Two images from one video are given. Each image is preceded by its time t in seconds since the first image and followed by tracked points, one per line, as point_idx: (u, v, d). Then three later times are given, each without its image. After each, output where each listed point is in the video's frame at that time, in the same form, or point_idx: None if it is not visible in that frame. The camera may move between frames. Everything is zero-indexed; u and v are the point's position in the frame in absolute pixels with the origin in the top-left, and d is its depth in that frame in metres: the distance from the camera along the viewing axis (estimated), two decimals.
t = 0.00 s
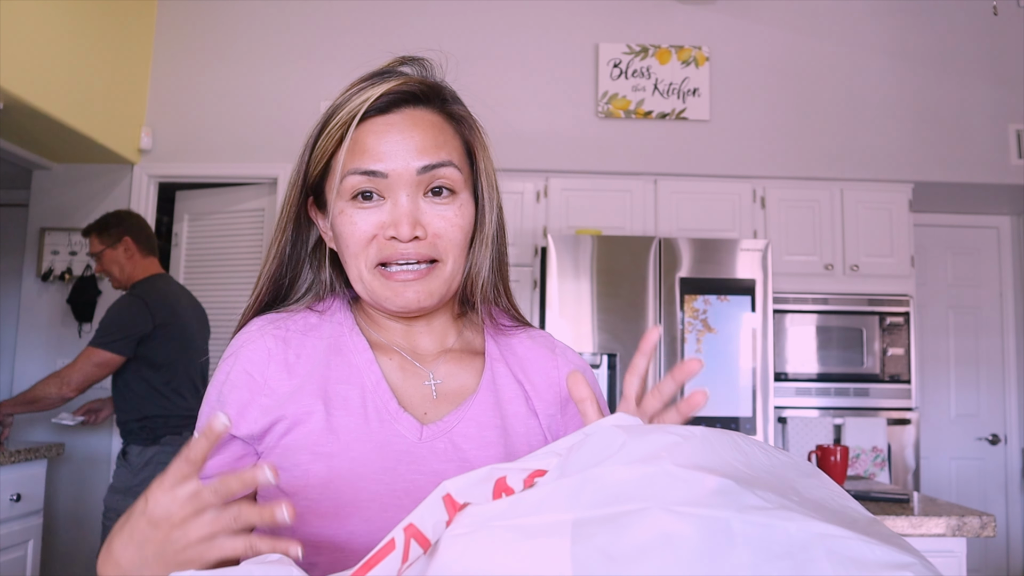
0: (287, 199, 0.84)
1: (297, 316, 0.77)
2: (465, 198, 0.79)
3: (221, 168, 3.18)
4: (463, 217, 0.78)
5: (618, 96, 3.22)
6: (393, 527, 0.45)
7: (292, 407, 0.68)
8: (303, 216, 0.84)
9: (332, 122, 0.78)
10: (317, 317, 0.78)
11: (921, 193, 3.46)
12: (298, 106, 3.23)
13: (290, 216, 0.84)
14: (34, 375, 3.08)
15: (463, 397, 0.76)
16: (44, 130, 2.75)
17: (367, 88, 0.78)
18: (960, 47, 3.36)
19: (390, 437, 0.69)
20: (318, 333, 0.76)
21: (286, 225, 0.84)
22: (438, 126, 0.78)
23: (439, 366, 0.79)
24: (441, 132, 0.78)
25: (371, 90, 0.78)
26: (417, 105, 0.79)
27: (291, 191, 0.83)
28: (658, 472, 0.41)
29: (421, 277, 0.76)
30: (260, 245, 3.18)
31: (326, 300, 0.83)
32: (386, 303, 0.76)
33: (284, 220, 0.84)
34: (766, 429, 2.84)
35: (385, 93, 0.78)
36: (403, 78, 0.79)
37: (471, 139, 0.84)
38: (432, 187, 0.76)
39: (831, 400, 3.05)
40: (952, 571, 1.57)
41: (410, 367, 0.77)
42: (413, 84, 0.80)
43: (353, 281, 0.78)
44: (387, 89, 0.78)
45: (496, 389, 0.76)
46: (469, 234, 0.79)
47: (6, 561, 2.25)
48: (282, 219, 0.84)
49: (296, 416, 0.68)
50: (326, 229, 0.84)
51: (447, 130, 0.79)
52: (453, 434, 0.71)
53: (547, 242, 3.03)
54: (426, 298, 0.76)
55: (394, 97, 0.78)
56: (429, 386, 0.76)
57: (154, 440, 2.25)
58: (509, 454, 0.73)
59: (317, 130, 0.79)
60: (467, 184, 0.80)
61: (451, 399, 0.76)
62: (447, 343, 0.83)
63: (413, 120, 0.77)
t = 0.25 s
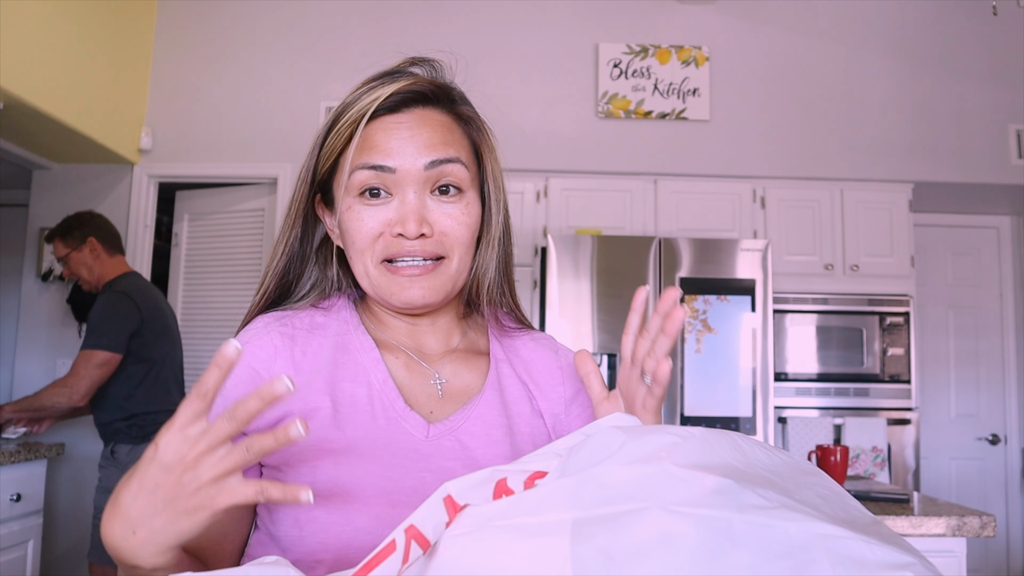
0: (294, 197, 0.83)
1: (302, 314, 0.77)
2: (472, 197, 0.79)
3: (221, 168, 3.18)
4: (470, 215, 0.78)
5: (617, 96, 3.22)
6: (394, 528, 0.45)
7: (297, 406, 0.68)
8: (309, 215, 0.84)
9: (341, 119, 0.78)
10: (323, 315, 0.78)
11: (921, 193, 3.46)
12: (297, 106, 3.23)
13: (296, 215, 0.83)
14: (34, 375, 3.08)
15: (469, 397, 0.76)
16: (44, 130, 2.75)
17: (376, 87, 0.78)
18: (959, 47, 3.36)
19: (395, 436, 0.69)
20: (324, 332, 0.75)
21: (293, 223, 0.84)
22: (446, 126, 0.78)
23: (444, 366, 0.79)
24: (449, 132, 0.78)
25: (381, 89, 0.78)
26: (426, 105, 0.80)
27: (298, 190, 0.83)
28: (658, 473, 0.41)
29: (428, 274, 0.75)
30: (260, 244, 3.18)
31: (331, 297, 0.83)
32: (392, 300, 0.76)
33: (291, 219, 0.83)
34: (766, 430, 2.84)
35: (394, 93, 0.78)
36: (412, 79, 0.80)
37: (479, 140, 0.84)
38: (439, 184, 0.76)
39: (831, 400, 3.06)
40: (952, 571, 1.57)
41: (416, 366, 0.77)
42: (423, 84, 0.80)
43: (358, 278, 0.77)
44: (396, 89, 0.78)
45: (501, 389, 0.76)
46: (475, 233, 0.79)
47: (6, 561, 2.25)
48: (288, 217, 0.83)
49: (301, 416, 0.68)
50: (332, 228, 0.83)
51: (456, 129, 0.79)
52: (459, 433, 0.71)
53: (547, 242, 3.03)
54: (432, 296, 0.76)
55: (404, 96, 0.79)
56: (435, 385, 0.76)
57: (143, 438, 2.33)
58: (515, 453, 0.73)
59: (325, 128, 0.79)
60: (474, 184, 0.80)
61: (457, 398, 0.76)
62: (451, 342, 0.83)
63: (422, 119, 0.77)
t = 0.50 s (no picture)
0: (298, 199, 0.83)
1: (306, 314, 0.77)
2: (478, 206, 0.78)
3: (221, 168, 3.18)
4: (476, 226, 0.77)
5: (617, 96, 3.22)
6: (395, 529, 0.44)
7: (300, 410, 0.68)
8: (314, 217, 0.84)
9: (347, 125, 0.78)
10: (326, 316, 0.78)
11: (921, 193, 3.46)
12: (298, 105, 3.22)
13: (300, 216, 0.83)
14: (35, 376, 3.08)
15: (474, 403, 0.76)
16: (44, 130, 2.74)
17: (382, 93, 0.78)
18: (960, 46, 3.36)
19: (398, 439, 0.69)
20: (327, 334, 0.75)
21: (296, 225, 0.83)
22: (454, 134, 0.78)
23: (448, 371, 0.78)
24: (457, 140, 0.78)
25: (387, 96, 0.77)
26: (433, 111, 0.79)
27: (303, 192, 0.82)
28: (658, 473, 0.41)
29: (431, 282, 0.76)
30: (261, 245, 3.18)
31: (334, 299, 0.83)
32: (396, 309, 0.76)
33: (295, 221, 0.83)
34: (766, 430, 2.84)
35: (402, 99, 0.78)
36: (420, 84, 0.79)
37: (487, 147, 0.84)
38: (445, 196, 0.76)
39: (831, 400, 3.06)
40: (952, 571, 1.57)
41: (420, 370, 0.77)
42: (431, 91, 0.79)
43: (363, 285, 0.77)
44: (403, 95, 0.77)
45: (506, 395, 0.76)
46: (481, 242, 0.78)
47: (6, 561, 2.25)
48: (293, 219, 0.83)
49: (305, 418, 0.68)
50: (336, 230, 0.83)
51: (463, 138, 0.79)
52: (466, 438, 0.71)
53: (547, 242, 3.03)
54: (436, 304, 0.76)
55: (411, 103, 0.78)
56: (440, 390, 0.76)
57: (150, 434, 2.35)
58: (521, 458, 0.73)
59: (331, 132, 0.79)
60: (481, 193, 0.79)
61: (462, 403, 0.76)
62: (456, 348, 0.82)
63: (429, 128, 0.76)
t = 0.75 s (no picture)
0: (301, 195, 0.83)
1: (305, 314, 0.77)
2: (483, 205, 0.78)
3: (221, 168, 3.18)
4: (481, 225, 0.77)
5: (617, 96, 3.22)
6: (395, 528, 0.44)
7: (301, 412, 0.68)
8: (316, 214, 0.83)
9: (352, 121, 0.78)
10: (326, 315, 0.78)
11: (921, 193, 3.46)
12: (297, 105, 3.22)
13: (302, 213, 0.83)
14: (35, 375, 3.08)
15: (476, 406, 0.76)
16: (44, 130, 2.74)
17: (389, 89, 0.78)
18: (960, 47, 3.36)
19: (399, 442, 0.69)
20: (327, 335, 0.75)
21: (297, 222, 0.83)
22: (460, 132, 0.78)
23: (450, 374, 0.78)
24: (464, 138, 0.78)
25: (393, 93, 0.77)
26: (439, 109, 0.79)
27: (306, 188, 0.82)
28: (656, 473, 0.41)
29: (435, 282, 0.75)
30: (261, 245, 3.18)
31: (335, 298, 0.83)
32: (400, 308, 0.76)
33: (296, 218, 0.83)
34: (766, 430, 2.84)
35: (408, 95, 0.78)
36: (427, 81, 0.79)
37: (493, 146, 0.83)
38: (450, 195, 0.76)
39: (831, 400, 3.05)
40: (952, 571, 1.57)
41: (422, 372, 0.77)
42: (438, 88, 0.79)
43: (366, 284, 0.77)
44: (409, 92, 0.78)
45: (508, 399, 0.76)
46: (485, 242, 0.78)
47: (6, 561, 2.25)
48: (295, 216, 0.83)
49: (305, 420, 0.68)
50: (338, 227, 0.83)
51: (469, 136, 0.79)
52: (467, 443, 0.71)
53: (547, 242, 3.03)
54: (440, 303, 0.76)
55: (418, 100, 0.78)
56: (441, 393, 0.76)
57: (161, 427, 2.39)
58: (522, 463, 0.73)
59: (336, 129, 0.79)
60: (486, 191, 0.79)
61: (463, 407, 0.76)
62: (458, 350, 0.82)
63: (436, 125, 0.76)
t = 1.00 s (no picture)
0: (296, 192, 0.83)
1: (299, 313, 0.76)
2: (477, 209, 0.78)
3: (221, 168, 3.19)
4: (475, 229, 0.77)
5: (617, 96, 3.22)
6: (389, 522, 0.43)
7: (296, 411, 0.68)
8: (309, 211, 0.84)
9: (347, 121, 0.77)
10: (320, 314, 0.77)
11: (921, 193, 3.46)
12: (297, 105, 3.23)
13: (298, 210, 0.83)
14: (34, 375, 3.08)
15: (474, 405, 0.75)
16: (44, 130, 2.74)
17: (383, 89, 0.78)
18: (960, 47, 3.36)
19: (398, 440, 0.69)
20: (322, 332, 0.75)
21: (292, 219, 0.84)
22: (456, 134, 0.77)
23: (445, 373, 0.78)
24: (459, 141, 0.77)
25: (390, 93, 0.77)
26: (434, 109, 0.78)
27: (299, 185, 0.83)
28: (655, 473, 0.41)
29: (429, 285, 0.75)
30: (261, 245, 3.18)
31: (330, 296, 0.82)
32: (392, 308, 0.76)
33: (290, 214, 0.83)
34: (766, 430, 2.84)
35: (403, 96, 0.77)
36: (422, 81, 0.79)
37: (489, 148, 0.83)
38: (444, 198, 0.75)
39: (831, 400, 3.06)
40: (952, 571, 1.57)
41: (418, 371, 0.77)
42: (433, 88, 0.79)
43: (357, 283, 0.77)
44: (403, 95, 0.77)
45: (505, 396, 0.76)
46: (479, 245, 0.78)
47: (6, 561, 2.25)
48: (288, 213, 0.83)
49: (300, 419, 0.68)
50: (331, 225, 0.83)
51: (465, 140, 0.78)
52: (464, 440, 0.71)
53: (547, 242, 3.03)
54: (433, 306, 0.76)
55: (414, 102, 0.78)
56: (437, 391, 0.76)
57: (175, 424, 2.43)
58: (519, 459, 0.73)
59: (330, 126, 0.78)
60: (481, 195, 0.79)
61: (459, 404, 0.76)
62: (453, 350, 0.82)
63: (431, 128, 0.76)
